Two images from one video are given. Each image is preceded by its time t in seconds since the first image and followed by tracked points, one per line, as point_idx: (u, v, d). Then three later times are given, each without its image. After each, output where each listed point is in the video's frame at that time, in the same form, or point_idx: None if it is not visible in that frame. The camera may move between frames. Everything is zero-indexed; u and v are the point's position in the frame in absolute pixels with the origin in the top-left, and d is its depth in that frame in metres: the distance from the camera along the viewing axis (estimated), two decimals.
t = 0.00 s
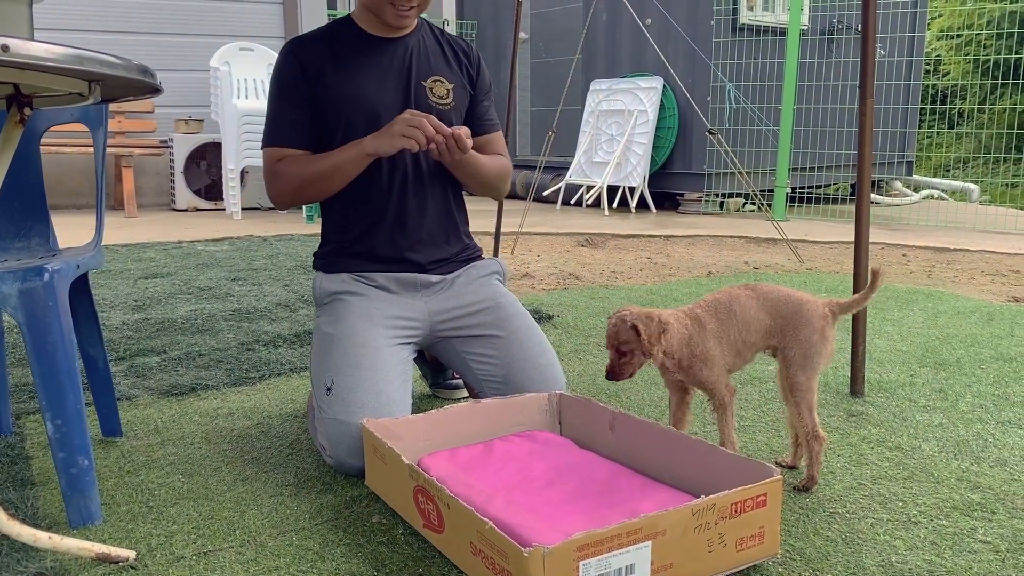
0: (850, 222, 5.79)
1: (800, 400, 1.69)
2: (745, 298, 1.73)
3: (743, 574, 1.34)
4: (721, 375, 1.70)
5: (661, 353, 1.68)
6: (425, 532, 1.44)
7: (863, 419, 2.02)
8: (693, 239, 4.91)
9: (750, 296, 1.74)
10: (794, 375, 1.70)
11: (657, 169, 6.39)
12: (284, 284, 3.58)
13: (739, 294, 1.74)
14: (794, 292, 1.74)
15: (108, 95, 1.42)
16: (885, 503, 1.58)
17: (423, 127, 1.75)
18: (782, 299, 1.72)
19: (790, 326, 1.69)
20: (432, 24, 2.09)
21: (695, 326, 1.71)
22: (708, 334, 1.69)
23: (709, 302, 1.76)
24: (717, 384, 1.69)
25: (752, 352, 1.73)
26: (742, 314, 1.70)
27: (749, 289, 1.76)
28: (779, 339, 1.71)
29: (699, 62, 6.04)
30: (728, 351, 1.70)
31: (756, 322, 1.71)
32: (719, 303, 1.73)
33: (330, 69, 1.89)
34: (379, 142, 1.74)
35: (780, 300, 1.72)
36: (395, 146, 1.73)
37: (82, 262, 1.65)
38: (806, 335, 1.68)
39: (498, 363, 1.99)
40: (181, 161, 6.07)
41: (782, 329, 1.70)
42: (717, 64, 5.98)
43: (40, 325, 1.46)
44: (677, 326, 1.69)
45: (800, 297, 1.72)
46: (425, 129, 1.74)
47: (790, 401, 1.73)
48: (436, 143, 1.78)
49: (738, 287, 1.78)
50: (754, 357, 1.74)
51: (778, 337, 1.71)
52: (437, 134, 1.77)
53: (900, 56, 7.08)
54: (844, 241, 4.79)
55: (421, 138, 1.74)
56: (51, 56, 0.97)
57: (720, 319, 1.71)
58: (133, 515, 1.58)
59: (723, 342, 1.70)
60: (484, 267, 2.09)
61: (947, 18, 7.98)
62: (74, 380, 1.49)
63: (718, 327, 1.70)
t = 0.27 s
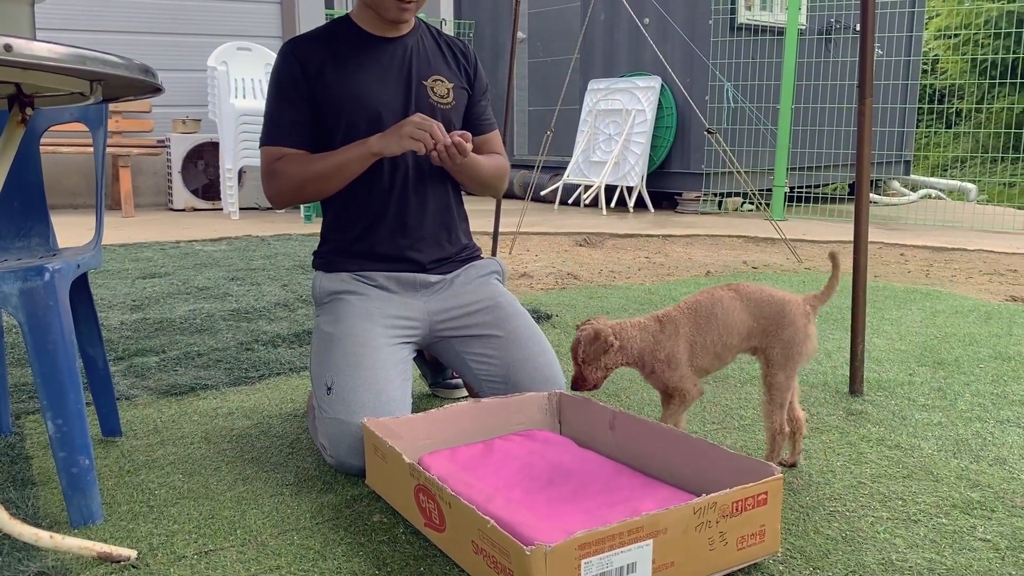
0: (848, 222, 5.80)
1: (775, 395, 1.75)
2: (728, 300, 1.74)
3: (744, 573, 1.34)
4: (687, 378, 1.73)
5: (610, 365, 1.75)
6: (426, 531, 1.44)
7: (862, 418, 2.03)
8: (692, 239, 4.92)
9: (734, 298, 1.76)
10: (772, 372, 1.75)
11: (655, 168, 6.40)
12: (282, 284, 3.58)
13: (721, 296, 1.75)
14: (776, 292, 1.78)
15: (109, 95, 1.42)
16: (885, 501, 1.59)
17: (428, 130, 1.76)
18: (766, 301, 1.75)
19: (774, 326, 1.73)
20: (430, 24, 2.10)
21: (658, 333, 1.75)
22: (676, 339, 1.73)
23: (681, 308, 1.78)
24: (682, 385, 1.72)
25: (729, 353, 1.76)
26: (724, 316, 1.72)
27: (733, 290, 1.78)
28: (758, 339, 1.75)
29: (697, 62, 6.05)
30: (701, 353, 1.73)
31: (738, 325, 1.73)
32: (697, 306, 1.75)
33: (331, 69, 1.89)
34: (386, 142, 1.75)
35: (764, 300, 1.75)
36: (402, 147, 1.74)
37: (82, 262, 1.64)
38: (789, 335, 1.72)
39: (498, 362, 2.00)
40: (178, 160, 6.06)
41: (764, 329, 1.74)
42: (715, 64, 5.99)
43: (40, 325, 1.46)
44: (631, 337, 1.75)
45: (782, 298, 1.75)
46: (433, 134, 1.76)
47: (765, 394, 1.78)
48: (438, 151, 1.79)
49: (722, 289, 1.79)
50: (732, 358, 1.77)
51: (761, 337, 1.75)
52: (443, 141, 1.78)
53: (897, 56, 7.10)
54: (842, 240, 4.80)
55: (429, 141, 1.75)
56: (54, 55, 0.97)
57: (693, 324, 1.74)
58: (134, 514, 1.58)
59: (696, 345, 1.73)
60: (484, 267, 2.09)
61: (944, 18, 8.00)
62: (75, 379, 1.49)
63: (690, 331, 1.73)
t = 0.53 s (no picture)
0: (846, 220, 5.80)
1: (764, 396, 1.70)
2: (710, 303, 1.66)
3: (744, 570, 1.34)
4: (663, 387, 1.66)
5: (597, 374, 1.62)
6: (426, 528, 1.44)
7: (861, 415, 2.03)
8: (690, 237, 4.92)
9: (716, 299, 1.68)
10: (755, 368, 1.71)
11: (653, 167, 6.40)
12: (281, 282, 3.57)
13: (701, 299, 1.67)
14: (757, 291, 1.71)
15: (107, 92, 1.42)
16: (884, 498, 1.59)
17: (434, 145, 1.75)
18: (749, 301, 1.68)
19: (756, 327, 1.68)
20: (431, 21, 2.10)
21: (638, 339, 1.65)
22: (654, 346, 1.64)
23: (660, 310, 1.68)
24: (660, 392, 1.66)
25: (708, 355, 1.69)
26: (705, 320, 1.64)
27: (714, 291, 1.70)
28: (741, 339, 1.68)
29: (695, 61, 6.05)
30: (679, 359, 1.66)
31: (720, 328, 1.66)
32: (677, 309, 1.67)
33: (332, 67, 1.88)
34: (392, 154, 1.74)
35: (746, 301, 1.68)
36: (409, 160, 1.74)
37: (81, 260, 1.64)
38: (772, 334, 1.68)
39: (498, 360, 2.00)
40: (176, 159, 6.06)
41: (747, 330, 1.68)
42: (713, 63, 5.99)
43: (39, 323, 1.46)
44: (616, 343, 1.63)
45: (763, 298, 1.69)
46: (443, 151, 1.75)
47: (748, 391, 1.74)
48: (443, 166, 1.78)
49: (701, 289, 1.70)
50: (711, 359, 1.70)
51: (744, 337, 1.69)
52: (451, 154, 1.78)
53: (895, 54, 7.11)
54: (840, 239, 4.81)
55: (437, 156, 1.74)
56: (52, 51, 0.97)
57: (673, 330, 1.65)
58: (133, 512, 1.58)
59: (675, 350, 1.65)
60: (483, 265, 2.09)
61: (941, 18, 8.02)
62: (74, 377, 1.49)
63: (669, 337, 1.65)
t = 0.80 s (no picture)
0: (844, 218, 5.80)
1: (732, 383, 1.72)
2: (676, 295, 1.69)
3: (741, 567, 1.34)
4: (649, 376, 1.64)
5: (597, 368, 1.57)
6: (423, 525, 1.44)
7: (859, 412, 2.03)
8: (688, 235, 4.92)
9: (680, 290, 1.71)
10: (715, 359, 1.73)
11: (652, 166, 6.40)
12: (278, 281, 3.57)
13: (670, 290, 1.69)
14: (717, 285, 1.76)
15: (103, 88, 1.42)
16: (883, 495, 1.58)
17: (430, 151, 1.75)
18: (712, 294, 1.73)
19: (717, 318, 1.71)
20: (430, 17, 2.09)
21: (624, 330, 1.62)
22: (638, 335, 1.62)
23: (636, 301, 1.68)
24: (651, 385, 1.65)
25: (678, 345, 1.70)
26: (676, 310, 1.66)
27: (678, 283, 1.72)
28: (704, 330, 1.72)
29: (694, 59, 6.05)
30: (657, 348, 1.65)
31: (687, 318, 1.69)
32: (650, 299, 1.67)
33: (331, 65, 1.88)
34: (391, 159, 1.75)
35: (708, 294, 1.73)
36: (406, 164, 1.75)
37: (77, 256, 1.64)
38: (733, 326, 1.71)
39: (496, 357, 1.99)
40: (175, 158, 6.05)
41: (710, 321, 1.71)
42: (712, 61, 5.99)
43: (36, 320, 1.45)
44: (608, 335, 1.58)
45: (721, 290, 1.73)
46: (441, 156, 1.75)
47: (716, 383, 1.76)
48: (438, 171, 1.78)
49: (669, 282, 1.72)
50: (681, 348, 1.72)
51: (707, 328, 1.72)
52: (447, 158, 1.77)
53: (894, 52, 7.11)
54: (838, 237, 4.80)
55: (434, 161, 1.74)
56: (45, 45, 0.96)
57: (652, 319, 1.64)
58: (129, 510, 1.58)
59: (656, 341, 1.65)
60: (481, 262, 2.09)
61: (940, 16, 8.02)
62: (70, 374, 1.48)
63: (649, 326, 1.64)
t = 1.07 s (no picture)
0: (844, 217, 5.80)
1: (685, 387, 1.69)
2: (643, 291, 1.59)
3: (739, 567, 1.34)
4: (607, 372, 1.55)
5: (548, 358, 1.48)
6: (421, 525, 1.44)
7: (858, 412, 2.02)
8: (688, 234, 4.91)
9: (646, 286, 1.61)
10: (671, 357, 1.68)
11: (652, 164, 6.40)
12: (278, 280, 3.57)
13: (635, 285, 1.59)
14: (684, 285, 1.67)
15: (101, 87, 1.42)
16: (881, 495, 1.58)
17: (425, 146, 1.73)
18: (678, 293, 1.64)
19: (681, 320, 1.64)
20: (429, 16, 2.08)
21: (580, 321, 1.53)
22: (596, 328, 1.52)
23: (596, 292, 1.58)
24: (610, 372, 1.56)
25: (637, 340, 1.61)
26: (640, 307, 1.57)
27: (645, 278, 1.62)
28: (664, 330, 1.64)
29: (693, 58, 6.05)
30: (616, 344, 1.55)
31: (649, 315, 1.60)
32: (613, 293, 1.56)
33: (328, 65, 1.87)
34: (384, 156, 1.74)
35: (673, 294, 1.64)
36: (401, 162, 1.74)
37: (75, 256, 1.63)
38: (698, 330, 1.64)
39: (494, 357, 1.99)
40: (174, 157, 6.04)
41: (674, 321, 1.64)
42: (711, 60, 5.99)
43: (34, 320, 1.45)
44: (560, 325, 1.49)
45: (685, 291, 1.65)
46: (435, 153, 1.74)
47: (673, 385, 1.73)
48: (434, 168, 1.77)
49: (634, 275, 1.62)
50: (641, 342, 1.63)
51: (669, 327, 1.65)
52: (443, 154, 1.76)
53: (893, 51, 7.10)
54: (838, 235, 4.80)
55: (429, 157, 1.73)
56: (41, 45, 0.96)
57: (611, 313, 1.55)
58: (128, 510, 1.58)
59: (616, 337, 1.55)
60: (480, 261, 2.09)
61: (940, 14, 8.02)
62: (68, 374, 1.48)
63: (607, 321, 1.54)
